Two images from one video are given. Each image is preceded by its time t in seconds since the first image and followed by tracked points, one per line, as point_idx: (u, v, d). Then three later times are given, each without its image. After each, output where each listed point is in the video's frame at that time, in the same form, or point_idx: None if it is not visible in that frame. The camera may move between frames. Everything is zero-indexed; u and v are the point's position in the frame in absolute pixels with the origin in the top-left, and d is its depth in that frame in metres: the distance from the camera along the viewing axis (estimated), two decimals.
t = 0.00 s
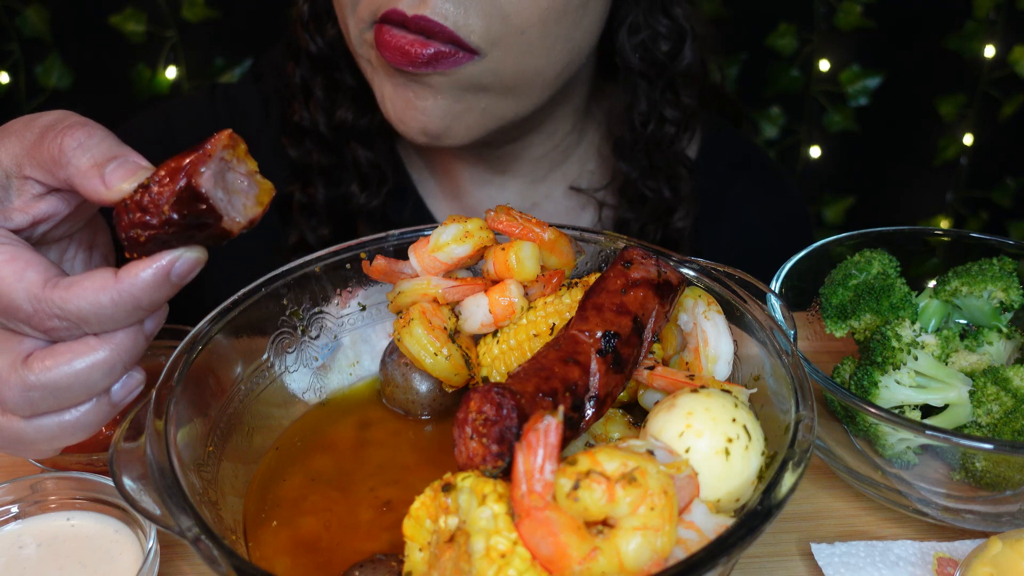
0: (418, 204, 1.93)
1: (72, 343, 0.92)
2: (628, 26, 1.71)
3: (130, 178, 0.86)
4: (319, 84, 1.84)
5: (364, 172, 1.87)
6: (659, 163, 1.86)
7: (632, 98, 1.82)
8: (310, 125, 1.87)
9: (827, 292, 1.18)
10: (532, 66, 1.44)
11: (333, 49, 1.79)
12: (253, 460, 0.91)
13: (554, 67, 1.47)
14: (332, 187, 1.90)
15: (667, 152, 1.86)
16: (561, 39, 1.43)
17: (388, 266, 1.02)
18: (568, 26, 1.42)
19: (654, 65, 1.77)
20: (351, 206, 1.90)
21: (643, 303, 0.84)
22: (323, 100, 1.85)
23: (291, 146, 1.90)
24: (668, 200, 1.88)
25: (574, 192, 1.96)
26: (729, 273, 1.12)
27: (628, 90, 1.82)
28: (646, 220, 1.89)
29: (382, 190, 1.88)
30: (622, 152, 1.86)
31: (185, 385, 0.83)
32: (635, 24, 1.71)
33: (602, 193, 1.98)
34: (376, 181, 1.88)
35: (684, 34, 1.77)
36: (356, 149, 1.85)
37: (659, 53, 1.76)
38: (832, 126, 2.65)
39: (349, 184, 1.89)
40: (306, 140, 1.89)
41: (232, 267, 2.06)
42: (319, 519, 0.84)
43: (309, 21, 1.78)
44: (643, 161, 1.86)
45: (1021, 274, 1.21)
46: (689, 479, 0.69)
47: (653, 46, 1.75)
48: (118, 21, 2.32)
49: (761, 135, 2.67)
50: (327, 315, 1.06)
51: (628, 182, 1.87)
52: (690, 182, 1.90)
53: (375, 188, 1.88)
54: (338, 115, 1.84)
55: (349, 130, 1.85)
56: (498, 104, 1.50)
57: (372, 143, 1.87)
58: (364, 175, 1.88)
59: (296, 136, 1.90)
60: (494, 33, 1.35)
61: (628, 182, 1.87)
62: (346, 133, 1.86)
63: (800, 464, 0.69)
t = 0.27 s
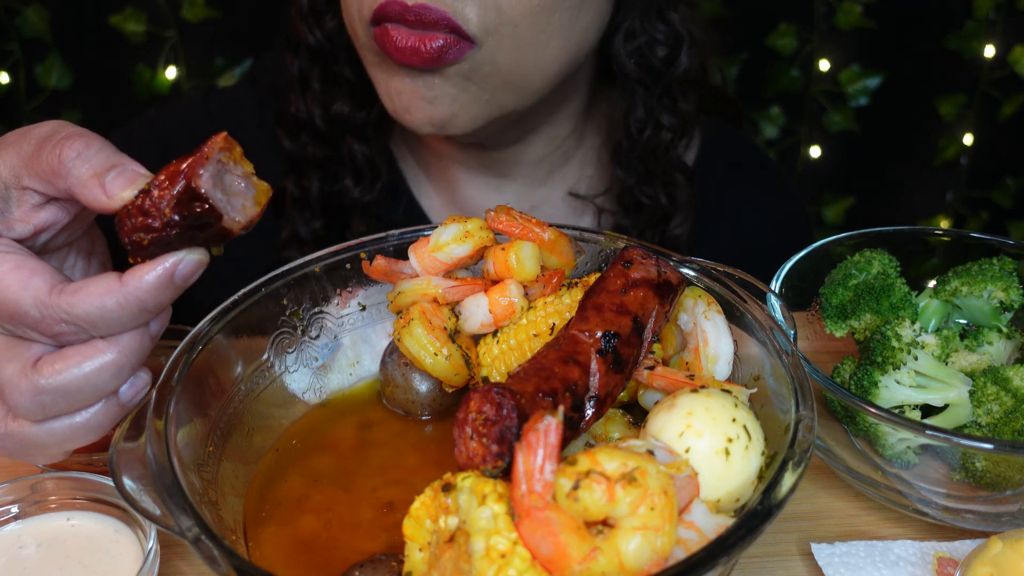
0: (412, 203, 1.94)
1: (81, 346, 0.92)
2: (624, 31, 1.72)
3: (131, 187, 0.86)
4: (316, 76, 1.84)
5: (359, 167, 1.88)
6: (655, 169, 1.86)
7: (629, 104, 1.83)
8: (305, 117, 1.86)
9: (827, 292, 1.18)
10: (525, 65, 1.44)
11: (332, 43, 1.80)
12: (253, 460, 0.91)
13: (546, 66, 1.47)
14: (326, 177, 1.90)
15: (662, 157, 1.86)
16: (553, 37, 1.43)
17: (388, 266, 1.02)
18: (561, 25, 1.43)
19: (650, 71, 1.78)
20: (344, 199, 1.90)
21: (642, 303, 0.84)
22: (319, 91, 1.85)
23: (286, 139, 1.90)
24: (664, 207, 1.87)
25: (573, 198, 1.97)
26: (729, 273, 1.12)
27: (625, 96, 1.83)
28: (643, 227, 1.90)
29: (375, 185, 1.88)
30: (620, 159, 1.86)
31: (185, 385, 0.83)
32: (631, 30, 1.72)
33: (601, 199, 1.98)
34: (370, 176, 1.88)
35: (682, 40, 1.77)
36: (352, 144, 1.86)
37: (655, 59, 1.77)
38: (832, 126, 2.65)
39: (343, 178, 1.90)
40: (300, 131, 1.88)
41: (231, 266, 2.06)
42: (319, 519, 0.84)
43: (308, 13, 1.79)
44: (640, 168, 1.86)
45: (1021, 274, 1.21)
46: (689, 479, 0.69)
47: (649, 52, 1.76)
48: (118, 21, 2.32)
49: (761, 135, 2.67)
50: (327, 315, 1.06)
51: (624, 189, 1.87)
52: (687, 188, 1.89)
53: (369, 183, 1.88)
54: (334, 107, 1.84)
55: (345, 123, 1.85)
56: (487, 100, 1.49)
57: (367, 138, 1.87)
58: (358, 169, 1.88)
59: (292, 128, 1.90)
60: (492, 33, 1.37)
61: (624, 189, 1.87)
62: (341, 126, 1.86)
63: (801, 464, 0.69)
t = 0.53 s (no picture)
0: (402, 193, 1.96)
1: (84, 285, 0.93)
2: (613, 40, 1.73)
3: (132, 134, 0.91)
4: (309, 71, 1.84)
5: (351, 161, 1.88)
6: (648, 181, 1.87)
7: (620, 115, 1.85)
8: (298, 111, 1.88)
9: (827, 292, 1.18)
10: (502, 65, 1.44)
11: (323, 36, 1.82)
12: (254, 460, 0.91)
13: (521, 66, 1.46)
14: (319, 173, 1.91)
15: (656, 167, 1.87)
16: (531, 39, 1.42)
17: (388, 266, 1.02)
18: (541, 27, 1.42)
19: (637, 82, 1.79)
20: (336, 194, 1.91)
21: (642, 303, 0.84)
22: (312, 86, 1.85)
23: (279, 132, 1.91)
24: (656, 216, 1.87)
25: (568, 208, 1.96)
26: (729, 272, 1.12)
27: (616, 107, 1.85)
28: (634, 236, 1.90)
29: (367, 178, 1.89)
30: (614, 169, 1.87)
31: (185, 385, 0.83)
32: (620, 38, 1.73)
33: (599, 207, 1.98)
34: (361, 170, 1.89)
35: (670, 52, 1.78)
36: (343, 139, 1.87)
37: (642, 69, 1.78)
38: (832, 126, 2.65)
39: (335, 172, 1.91)
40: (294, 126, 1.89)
41: (231, 267, 2.06)
42: (319, 518, 0.84)
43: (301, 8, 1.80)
44: (631, 180, 1.87)
45: (1021, 274, 1.21)
46: (689, 479, 0.69)
47: (636, 62, 1.76)
48: (118, 20, 2.32)
49: (761, 135, 2.68)
50: (327, 315, 1.06)
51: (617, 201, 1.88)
52: (681, 200, 1.88)
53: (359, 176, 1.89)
54: (325, 101, 1.84)
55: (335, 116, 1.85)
56: (459, 100, 1.48)
57: (358, 132, 1.87)
58: (350, 163, 1.89)
59: (285, 122, 1.92)
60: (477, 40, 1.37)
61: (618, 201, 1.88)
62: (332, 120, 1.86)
63: (801, 463, 0.69)
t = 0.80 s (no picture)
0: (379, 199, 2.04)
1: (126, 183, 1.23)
2: (575, 43, 1.68)
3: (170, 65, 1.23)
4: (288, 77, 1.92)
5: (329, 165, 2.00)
6: (615, 184, 1.87)
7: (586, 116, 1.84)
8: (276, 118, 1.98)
9: (827, 292, 1.18)
10: (454, 67, 1.42)
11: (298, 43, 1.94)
12: (254, 461, 0.91)
13: (475, 69, 1.45)
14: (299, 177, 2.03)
15: (621, 171, 1.87)
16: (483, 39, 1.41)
17: (388, 266, 1.02)
18: (494, 27, 1.40)
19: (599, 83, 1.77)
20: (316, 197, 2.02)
21: (643, 303, 0.84)
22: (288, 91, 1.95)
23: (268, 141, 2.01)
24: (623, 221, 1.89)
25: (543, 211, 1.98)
26: (729, 272, 1.11)
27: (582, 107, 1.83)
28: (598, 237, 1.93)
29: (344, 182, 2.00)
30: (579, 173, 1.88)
31: (184, 385, 0.83)
32: (581, 41, 1.68)
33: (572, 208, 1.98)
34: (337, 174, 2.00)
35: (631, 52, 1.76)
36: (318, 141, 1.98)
37: (604, 71, 1.74)
38: (832, 126, 2.65)
39: (314, 176, 2.02)
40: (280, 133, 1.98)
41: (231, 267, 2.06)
42: (318, 518, 0.84)
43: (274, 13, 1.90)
44: (598, 184, 1.87)
45: (1021, 274, 1.21)
46: (689, 479, 0.69)
47: (600, 64, 1.73)
48: (118, 21, 2.32)
49: (761, 135, 2.68)
50: (327, 315, 1.06)
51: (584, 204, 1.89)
52: (649, 201, 1.88)
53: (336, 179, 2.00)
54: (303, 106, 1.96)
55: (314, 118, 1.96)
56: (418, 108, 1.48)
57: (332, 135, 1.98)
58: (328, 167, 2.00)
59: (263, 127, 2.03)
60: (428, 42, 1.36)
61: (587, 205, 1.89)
62: (311, 120, 1.98)
63: (801, 464, 0.69)
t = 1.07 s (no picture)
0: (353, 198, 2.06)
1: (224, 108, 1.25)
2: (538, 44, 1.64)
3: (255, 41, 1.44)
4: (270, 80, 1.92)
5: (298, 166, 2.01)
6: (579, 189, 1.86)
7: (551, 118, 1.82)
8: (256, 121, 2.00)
9: (827, 292, 1.18)
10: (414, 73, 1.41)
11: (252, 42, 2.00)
12: (253, 460, 0.91)
13: (438, 75, 1.43)
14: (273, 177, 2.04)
15: (584, 174, 1.85)
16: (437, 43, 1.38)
17: (388, 266, 1.02)
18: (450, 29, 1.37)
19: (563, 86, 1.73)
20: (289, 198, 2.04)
21: (643, 303, 0.83)
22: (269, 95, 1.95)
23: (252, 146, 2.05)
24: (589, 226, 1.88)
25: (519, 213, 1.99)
26: (729, 272, 1.11)
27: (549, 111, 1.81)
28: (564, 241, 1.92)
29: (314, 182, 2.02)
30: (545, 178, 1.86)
31: (185, 385, 0.83)
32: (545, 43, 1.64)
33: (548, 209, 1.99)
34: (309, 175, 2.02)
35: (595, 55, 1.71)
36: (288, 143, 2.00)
37: (568, 73, 1.70)
38: (832, 126, 2.65)
39: (286, 178, 2.03)
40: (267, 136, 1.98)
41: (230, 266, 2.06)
42: (317, 518, 0.84)
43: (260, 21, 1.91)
44: (563, 188, 1.86)
45: (1021, 274, 1.21)
46: (689, 479, 0.69)
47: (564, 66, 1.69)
48: (118, 21, 2.32)
49: (761, 135, 2.68)
50: (327, 314, 1.06)
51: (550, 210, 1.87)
52: (612, 207, 1.90)
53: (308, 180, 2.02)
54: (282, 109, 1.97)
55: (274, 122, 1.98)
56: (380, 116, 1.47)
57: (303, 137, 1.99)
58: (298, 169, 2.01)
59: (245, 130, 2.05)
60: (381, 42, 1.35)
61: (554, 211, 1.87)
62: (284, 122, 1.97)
63: (801, 464, 0.69)
